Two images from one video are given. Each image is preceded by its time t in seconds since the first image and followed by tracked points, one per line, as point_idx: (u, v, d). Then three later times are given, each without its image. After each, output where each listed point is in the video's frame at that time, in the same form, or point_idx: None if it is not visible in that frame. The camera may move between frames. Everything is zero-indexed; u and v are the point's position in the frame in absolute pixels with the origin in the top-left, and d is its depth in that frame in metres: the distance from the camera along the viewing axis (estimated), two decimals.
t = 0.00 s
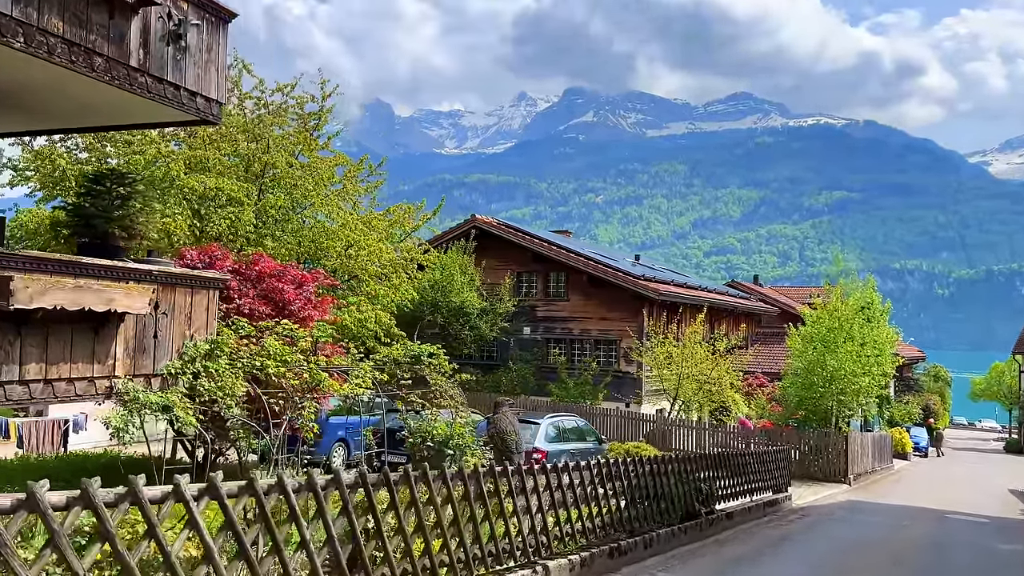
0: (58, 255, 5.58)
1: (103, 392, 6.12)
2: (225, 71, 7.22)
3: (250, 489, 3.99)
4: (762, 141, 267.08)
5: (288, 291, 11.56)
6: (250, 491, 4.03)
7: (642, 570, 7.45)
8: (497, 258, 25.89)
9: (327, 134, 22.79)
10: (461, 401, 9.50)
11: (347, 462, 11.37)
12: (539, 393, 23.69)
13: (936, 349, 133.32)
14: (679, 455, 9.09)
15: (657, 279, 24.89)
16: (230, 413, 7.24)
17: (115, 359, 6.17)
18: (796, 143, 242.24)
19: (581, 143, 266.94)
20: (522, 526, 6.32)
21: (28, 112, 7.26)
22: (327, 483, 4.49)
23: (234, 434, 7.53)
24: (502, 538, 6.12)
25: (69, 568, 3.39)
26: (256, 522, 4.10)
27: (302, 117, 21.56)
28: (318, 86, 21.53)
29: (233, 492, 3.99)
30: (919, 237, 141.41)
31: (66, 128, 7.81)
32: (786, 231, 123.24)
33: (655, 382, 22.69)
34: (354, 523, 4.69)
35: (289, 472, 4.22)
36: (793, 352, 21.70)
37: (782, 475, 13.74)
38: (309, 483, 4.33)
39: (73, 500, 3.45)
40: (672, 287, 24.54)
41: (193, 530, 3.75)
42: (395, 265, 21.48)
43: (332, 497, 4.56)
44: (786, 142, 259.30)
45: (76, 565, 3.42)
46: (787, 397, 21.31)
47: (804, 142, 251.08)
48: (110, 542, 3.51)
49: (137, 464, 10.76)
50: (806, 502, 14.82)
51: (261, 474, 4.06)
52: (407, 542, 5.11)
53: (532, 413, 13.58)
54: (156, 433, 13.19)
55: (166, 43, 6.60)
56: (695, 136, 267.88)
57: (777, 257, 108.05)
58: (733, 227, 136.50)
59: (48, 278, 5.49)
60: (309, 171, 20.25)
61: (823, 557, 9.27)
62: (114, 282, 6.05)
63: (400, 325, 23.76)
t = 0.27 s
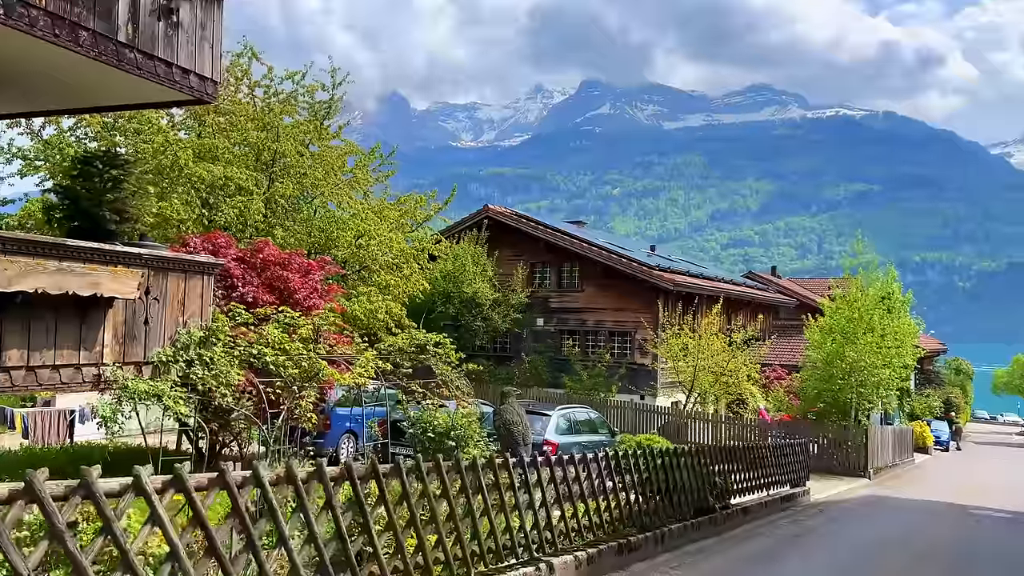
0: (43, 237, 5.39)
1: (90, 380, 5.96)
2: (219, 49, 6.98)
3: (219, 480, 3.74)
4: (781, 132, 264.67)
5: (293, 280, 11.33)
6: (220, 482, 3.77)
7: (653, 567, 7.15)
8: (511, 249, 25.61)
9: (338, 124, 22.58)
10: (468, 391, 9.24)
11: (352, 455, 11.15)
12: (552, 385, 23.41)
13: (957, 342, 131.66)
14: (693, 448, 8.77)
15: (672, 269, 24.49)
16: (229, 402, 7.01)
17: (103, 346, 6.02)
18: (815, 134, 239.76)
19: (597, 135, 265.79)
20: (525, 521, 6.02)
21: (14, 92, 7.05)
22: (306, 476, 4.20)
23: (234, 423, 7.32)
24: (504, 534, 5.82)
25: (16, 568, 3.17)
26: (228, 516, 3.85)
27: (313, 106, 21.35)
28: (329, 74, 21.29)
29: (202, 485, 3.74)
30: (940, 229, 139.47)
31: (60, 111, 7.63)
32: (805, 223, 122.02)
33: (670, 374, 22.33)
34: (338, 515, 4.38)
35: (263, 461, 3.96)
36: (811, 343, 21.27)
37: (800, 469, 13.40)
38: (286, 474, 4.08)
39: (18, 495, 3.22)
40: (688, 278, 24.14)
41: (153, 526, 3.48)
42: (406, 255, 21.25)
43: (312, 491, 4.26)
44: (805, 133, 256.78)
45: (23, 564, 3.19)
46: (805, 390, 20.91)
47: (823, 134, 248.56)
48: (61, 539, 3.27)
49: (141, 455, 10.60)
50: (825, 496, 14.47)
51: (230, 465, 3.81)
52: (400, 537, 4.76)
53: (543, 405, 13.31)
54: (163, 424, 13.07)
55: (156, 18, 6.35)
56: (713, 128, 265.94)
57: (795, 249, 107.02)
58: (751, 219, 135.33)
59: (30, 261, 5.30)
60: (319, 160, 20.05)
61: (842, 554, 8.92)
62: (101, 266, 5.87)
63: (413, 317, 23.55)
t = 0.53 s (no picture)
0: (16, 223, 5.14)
1: (69, 372, 5.69)
2: (205, 30, 6.71)
3: (176, 483, 3.52)
4: (793, 123, 262.75)
5: (292, 270, 11.08)
6: (178, 483, 3.55)
7: (656, 568, 6.86)
8: (518, 241, 25.33)
9: (343, 114, 22.34)
10: (468, 384, 8.98)
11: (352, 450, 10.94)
12: (560, 378, 23.16)
13: (971, 335, 130.52)
14: (699, 444, 8.48)
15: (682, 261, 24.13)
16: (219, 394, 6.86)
17: (82, 337, 5.74)
18: (828, 125, 237.85)
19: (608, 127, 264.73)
20: (521, 520, 5.74)
21: None
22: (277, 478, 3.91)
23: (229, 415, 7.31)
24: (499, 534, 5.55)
25: None
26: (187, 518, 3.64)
27: (317, 96, 21.11)
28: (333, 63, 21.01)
29: (159, 486, 3.54)
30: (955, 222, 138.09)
31: (43, 95, 7.41)
32: (818, 216, 121.08)
33: (679, 367, 22.03)
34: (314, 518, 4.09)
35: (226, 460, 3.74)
36: (823, 336, 20.90)
37: (811, 465, 13.10)
38: (255, 474, 3.81)
39: None
40: (698, 270, 23.79)
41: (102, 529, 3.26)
42: (412, 246, 21.02)
43: (285, 492, 3.98)
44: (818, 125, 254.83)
45: None
46: (816, 383, 20.56)
47: (836, 125, 246.57)
48: None
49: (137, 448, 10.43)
50: (837, 492, 14.16)
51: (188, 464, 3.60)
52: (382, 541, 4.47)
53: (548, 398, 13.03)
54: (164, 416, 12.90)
55: None
56: (724, 120, 264.33)
57: (807, 242, 106.18)
58: (763, 211, 134.40)
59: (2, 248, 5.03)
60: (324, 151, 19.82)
61: (853, 553, 8.61)
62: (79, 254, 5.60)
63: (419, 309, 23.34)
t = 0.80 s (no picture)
0: None
1: (42, 357, 5.50)
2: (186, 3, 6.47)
3: (124, 472, 3.25)
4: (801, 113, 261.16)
5: (286, 256, 10.85)
6: (127, 472, 3.27)
7: (654, 562, 6.62)
8: (521, 229, 25.08)
9: (344, 101, 22.10)
10: (463, 373, 8.75)
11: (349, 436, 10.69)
12: (563, 368, 22.93)
13: (980, 325, 129.76)
14: (701, 434, 8.24)
15: (687, 250, 23.83)
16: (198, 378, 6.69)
17: (56, 321, 5.54)
18: (836, 115, 236.28)
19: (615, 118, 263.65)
20: (512, 513, 5.49)
21: None
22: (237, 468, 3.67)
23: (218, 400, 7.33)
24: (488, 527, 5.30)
25: None
26: (138, 512, 3.33)
27: (317, 82, 20.87)
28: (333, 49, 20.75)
29: (103, 477, 3.26)
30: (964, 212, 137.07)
31: (21, 73, 7.23)
32: (826, 206, 120.36)
33: (684, 357, 21.77)
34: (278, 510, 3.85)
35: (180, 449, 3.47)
36: (830, 325, 20.60)
37: (817, 457, 12.84)
38: (213, 465, 3.54)
39: None
40: (704, 258, 23.50)
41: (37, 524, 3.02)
42: (413, 234, 20.80)
43: (247, 483, 3.74)
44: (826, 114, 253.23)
45: None
46: (823, 373, 20.28)
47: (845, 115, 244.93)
48: None
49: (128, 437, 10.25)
50: (843, 483, 13.90)
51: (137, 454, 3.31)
52: (357, 535, 4.21)
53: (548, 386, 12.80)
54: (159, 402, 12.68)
55: None
56: (732, 110, 262.89)
57: (815, 232, 105.55)
58: (771, 202, 133.67)
59: None
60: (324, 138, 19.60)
61: (858, 546, 8.36)
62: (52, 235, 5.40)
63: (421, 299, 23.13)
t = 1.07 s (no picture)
0: None
1: (14, 349, 5.26)
2: None
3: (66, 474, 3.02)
4: (808, 105, 259.78)
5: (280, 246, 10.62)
6: (65, 478, 3.06)
7: (653, 562, 6.38)
8: (524, 221, 24.82)
9: (344, 91, 21.85)
10: (459, 366, 8.51)
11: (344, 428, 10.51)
12: (566, 361, 22.70)
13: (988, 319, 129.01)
14: (703, 428, 8.00)
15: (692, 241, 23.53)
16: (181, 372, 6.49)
17: (28, 312, 5.34)
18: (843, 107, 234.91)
19: (621, 109, 262.66)
20: (503, 513, 5.25)
21: None
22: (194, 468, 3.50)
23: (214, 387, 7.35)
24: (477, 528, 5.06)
25: None
26: (80, 518, 3.13)
27: (316, 71, 20.62)
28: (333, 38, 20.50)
29: (39, 481, 3.04)
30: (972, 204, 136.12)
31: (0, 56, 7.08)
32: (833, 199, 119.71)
33: (688, 350, 21.51)
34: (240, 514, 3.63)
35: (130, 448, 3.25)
36: (837, 317, 20.31)
37: (823, 451, 12.59)
38: (165, 465, 3.36)
39: None
40: (708, 250, 23.21)
41: None
42: (414, 225, 20.58)
43: (204, 484, 3.56)
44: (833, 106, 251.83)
45: None
46: (829, 366, 20.01)
47: (852, 107, 243.50)
48: None
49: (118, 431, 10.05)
50: (849, 478, 13.64)
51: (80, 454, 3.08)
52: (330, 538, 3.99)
53: (548, 380, 12.57)
54: (153, 394, 12.36)
55: None
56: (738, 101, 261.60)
57: (822, 224, 104.94)
58: (777, 194, 132.99)
59: None
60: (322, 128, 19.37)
61: (865, 544, 8.11)
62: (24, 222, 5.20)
63: (423, 291, 22.91)
